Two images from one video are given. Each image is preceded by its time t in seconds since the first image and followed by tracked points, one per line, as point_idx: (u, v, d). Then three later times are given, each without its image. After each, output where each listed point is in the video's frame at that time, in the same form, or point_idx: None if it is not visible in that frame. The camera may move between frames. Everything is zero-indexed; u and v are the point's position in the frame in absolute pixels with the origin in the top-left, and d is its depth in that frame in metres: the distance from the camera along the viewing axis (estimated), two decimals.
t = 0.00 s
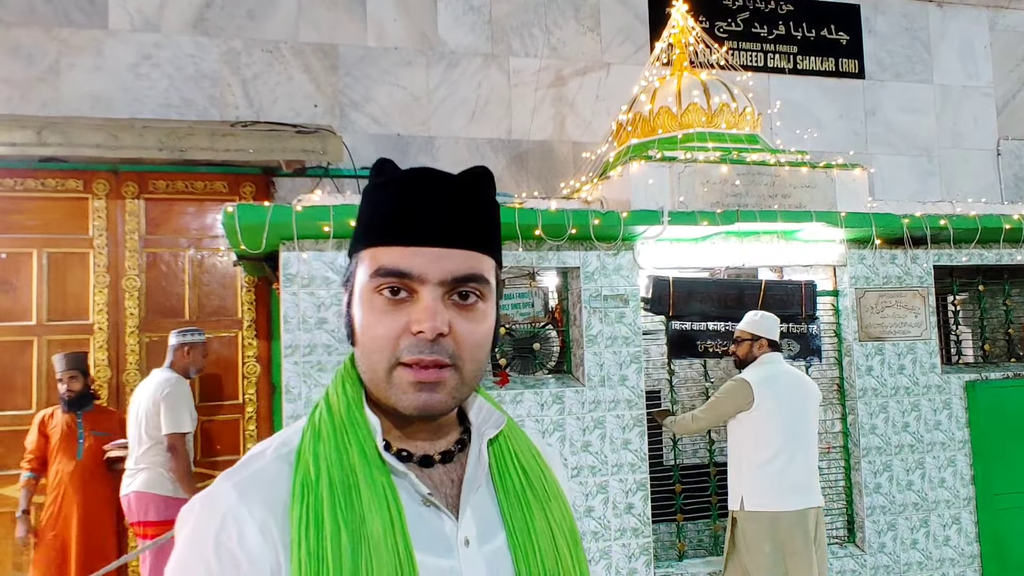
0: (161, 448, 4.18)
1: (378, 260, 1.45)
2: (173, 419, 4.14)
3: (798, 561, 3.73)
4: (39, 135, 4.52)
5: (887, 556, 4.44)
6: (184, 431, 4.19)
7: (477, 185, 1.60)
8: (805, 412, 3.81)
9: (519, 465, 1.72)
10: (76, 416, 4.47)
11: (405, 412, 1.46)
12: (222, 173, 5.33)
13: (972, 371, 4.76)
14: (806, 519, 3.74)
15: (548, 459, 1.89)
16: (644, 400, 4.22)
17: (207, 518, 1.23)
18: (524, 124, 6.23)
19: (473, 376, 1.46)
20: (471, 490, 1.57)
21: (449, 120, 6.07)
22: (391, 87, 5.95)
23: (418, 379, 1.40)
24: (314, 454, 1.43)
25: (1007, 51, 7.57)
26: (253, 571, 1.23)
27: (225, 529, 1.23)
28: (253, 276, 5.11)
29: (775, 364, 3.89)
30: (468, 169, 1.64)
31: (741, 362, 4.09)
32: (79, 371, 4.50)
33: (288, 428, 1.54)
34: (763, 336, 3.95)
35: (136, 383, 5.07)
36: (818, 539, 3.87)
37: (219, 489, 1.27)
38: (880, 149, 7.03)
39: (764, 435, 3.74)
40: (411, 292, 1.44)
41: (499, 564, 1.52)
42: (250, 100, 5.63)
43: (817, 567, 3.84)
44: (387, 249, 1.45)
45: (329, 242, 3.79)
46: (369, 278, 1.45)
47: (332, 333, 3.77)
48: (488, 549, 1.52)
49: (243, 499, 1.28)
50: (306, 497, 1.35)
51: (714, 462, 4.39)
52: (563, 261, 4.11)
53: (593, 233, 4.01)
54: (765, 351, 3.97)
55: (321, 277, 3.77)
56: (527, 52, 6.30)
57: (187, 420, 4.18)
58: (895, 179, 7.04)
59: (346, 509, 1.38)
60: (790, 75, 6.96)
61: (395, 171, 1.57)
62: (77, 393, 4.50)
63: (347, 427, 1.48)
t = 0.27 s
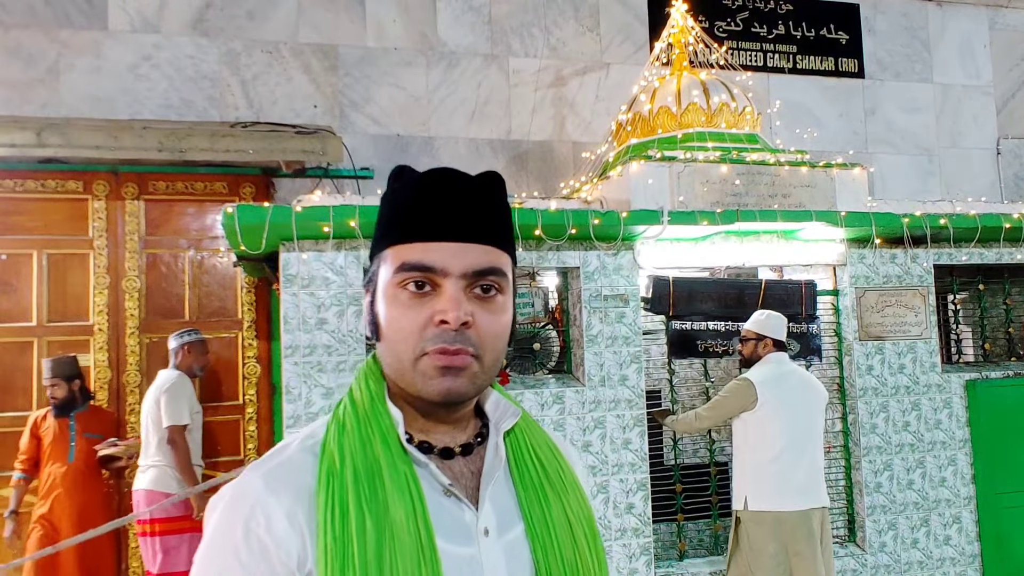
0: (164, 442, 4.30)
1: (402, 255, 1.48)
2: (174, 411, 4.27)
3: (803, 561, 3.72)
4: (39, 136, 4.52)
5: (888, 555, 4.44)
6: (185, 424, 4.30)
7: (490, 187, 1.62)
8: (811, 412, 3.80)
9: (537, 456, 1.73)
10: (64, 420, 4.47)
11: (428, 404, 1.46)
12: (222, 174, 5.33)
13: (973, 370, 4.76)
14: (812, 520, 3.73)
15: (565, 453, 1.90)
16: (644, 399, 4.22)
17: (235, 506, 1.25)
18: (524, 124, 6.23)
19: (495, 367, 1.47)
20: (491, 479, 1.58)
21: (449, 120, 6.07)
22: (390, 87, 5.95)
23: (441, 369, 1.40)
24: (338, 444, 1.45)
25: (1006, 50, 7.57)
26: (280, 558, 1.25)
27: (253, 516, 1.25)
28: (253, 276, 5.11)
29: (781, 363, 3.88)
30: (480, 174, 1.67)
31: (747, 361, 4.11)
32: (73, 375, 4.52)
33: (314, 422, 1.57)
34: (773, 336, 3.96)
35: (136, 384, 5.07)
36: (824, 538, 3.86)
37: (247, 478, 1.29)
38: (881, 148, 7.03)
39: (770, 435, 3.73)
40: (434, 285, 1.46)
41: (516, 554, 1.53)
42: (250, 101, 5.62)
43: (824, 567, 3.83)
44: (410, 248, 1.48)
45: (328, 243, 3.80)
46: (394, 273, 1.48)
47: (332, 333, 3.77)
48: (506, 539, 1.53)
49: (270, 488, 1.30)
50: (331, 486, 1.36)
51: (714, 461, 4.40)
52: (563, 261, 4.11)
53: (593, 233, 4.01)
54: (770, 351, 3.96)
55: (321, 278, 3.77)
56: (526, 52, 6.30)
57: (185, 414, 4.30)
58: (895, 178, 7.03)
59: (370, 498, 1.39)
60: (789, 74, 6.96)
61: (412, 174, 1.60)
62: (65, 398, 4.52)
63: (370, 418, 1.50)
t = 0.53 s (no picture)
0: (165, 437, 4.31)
1: (424, 252, 1.49)
2: (175, 407, 4.30)
3: (804, 561, 3.72)
4: (39, 137, 4.52)
5: (888, 554, 4.43)
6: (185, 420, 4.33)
7: (505, 187, 1.63)
8: (812, 411, 3.80)
9: (553, 453, 1.76)
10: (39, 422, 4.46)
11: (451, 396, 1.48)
12: (221, 174, 5.33)
13: (973, 368, 4.76)
14: (813, 520, 3.73)
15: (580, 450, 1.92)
16: (644, 399, 4.22)
17: (263, 498, 1.28)
18: (524, 124, 6.22)
19: (516, 360, 1.49)
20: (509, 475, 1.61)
21: (449, 119, 6.06)
22: (390, 87, 5.95)
23: (465, 362, 1.42)
24: (361, 438, 1.48)
25: (1006, 48, 7.57)
26: (307, 548, 1.28)
27: (280, 508, 1.28)
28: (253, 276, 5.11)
29: (783, 363, 3.87)
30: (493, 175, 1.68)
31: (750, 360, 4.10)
32: (48, 377, 4.49)
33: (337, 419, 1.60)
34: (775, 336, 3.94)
35: (136, 384, 5.07)
36: (826, 537, 3.86)
37: (274, 471, 1.32)
38: (880, 147, 7.03)
39: (771, 435, 3.73)
40: (456, 281, 1.47)
41: (536, 547, 1.55)
42: (250, 101, 5.62)
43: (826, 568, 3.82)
44: (432, 245, 1.48)
45: (328, 243, 3.80)
46: (416, 270, 1.49)
47: (332, 333, 3.77)
48: (526, 532, 1.55)
49: (297, 480, 1.33)
50: (356, 478, 1.40)
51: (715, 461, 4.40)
52: (563, 261, 4.11)
53: (593, 233, 4.01)
54: (772, 351, 3.96)
55: (321, 278, 3.77)
56: (526, 52, 6.30)
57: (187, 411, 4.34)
58: (895, 177, 7.03)
59: (393, 491, 1.43)
60: (789, 73, 6.95)
61: (429, 175, 1.61)
62: (36, 400, 4.48)
63: (392, 413, 1.54)
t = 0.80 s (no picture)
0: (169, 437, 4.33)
1: (437, 257, 1.53)
2: (177, 407, 4.30)
3: (801, 562, 3.72)
4: (37, 137, 4.52)
5: (888, 553, 4.44)
6: (188, 420, 4.33)
7: (519, 193, 1.67)
8: (811, 410, 3.79)
9: (564, 452, 1.79)
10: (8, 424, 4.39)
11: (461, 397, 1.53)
12: (220, 174, 5.33)
13: (972, 367, 4.76)
14: (809, 519, 3.73)
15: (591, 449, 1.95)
16: (643, 398, 4.22)
17: (280, 492, 1.35)
18: (522, 123, 6.22)
19: (524, 364, 1.53)
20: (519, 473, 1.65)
21: (448, 119, 6.06)
22: (389, 87, 5.95)
23: (474, 364, 1.47)
24: (375, 436, 1.55)
25: (1005, 47, 7.57)
26: (321, 540, 1.35)
27: (296, 503, 1.35)
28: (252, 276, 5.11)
29: (783, 362, 3.86)
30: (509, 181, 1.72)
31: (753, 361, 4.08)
32: (15, 378, 4.49)
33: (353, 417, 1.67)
34: (768, 333, 3.92)
35: (135, 385, 5.06)
36: (824, 536, 3.86)
37: (291, 466, 1.40)
38: (879, 146, 7.03)
39: (769, 434, 3.73)
40: (467, 285, 1.52)
41: (545, 544, 1.59)
42: (248, 101, 5.62)
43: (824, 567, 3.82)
44: (446, 251, 1.53)
45: (327, 243, 3.79)
46: (429, 274, 1.53)
47: (331, 332, 3.77)
48: (535, 529, 1.60)
49: (312, 476, 1.40)
50: (369, 474, 1.47)
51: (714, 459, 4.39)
52: (562, 259, 4.11)
53: (592, 232, 4.02)
54: (767, 351, 3.95)
55: (320, 277, 3.77)
56: (525, 51, 6.29)
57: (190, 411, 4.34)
58: (894, 175, 7.03)
59: (404, 487, 1.49)
60: (788, 72, 6.95)
61: (446, 181, 1.65)
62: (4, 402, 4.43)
63: (405, 413, 1.61)
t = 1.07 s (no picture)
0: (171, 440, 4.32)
1: (447, 266, 1.54)
2: (179, 409, 4.29)
3: (795, 561, 3.73)
4: (36, 138, 4.52)
5: (887, 552, 4.44)
6: (189, 422, 4.32)
7: (532, 204, 1.67)
8: (806, 410, 3.79)
9: (574, 454, 1.78)
10: None
11: (468, 405, 1.53)
12: (219, 174, 5.33)
13: (972, 366, 4.76)
14: (804, 519, 3.73)
15: (603, 449, 1.94)
16: (643, 397, 4.22)
17: (291, 492, 1.38)
18: (522, 123, 6.22)
19: (531, 374, 1.53)
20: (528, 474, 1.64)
21: (447, 119, 6.06)
22: (388, 87, 5.95)
23: (480, 374, 1.48)
24: (386, 437, 1.56)
25: (1004, 46, 7.57)
26: (330, 540, 1.37)
27: (306, 502, 1.37)
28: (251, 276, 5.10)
29: (778, 361, 3.87)
30: (524, 190, 1.72)
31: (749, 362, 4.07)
32: None
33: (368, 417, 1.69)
34: (761, 333, 3.90)
35: (135, 385, 5.06)
36: (819, 536, 3.86)
37: (303, 466, 1.42)
38: (878, 146, 7.03)
39: (764, 433, 3.72)
40: (476, 295, 1.51)
41: (551, 545, 1.59)
42: (247, 101, 5.62)
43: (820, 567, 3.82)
44: (456, 260, 1.53)
45: (326, 243, 3.79)
46: (439, 283, 1.54)
47: (330, 333, 3.77)
48: (542, 531, 1.60)
49: (323, 476, 1.42)
50: (378, 475, 1.48)
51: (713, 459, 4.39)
52: (562, 260, 4.11)
53: (592, 232, 4.02)
54: (761, 351, 3.94)
55: (319, 277, 3.77)
56: (524, 51, 6.29)
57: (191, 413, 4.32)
58: (893, 175, 7.03)
59: (413, 489, 1.50)
60: (787, 72, 6.95)
61: (461, 189, 1.66)
62: None
63: (416, 414, 1.60)
